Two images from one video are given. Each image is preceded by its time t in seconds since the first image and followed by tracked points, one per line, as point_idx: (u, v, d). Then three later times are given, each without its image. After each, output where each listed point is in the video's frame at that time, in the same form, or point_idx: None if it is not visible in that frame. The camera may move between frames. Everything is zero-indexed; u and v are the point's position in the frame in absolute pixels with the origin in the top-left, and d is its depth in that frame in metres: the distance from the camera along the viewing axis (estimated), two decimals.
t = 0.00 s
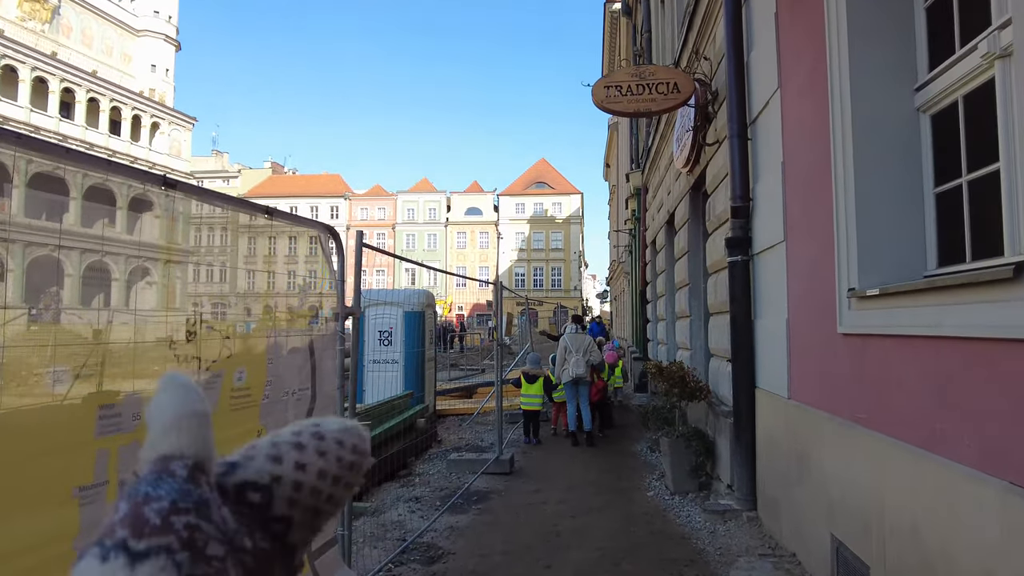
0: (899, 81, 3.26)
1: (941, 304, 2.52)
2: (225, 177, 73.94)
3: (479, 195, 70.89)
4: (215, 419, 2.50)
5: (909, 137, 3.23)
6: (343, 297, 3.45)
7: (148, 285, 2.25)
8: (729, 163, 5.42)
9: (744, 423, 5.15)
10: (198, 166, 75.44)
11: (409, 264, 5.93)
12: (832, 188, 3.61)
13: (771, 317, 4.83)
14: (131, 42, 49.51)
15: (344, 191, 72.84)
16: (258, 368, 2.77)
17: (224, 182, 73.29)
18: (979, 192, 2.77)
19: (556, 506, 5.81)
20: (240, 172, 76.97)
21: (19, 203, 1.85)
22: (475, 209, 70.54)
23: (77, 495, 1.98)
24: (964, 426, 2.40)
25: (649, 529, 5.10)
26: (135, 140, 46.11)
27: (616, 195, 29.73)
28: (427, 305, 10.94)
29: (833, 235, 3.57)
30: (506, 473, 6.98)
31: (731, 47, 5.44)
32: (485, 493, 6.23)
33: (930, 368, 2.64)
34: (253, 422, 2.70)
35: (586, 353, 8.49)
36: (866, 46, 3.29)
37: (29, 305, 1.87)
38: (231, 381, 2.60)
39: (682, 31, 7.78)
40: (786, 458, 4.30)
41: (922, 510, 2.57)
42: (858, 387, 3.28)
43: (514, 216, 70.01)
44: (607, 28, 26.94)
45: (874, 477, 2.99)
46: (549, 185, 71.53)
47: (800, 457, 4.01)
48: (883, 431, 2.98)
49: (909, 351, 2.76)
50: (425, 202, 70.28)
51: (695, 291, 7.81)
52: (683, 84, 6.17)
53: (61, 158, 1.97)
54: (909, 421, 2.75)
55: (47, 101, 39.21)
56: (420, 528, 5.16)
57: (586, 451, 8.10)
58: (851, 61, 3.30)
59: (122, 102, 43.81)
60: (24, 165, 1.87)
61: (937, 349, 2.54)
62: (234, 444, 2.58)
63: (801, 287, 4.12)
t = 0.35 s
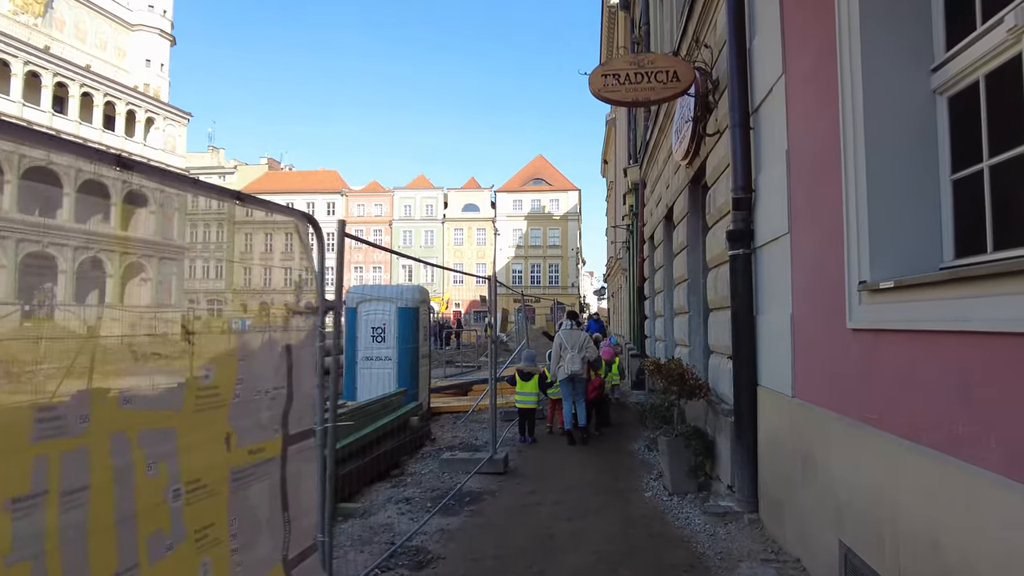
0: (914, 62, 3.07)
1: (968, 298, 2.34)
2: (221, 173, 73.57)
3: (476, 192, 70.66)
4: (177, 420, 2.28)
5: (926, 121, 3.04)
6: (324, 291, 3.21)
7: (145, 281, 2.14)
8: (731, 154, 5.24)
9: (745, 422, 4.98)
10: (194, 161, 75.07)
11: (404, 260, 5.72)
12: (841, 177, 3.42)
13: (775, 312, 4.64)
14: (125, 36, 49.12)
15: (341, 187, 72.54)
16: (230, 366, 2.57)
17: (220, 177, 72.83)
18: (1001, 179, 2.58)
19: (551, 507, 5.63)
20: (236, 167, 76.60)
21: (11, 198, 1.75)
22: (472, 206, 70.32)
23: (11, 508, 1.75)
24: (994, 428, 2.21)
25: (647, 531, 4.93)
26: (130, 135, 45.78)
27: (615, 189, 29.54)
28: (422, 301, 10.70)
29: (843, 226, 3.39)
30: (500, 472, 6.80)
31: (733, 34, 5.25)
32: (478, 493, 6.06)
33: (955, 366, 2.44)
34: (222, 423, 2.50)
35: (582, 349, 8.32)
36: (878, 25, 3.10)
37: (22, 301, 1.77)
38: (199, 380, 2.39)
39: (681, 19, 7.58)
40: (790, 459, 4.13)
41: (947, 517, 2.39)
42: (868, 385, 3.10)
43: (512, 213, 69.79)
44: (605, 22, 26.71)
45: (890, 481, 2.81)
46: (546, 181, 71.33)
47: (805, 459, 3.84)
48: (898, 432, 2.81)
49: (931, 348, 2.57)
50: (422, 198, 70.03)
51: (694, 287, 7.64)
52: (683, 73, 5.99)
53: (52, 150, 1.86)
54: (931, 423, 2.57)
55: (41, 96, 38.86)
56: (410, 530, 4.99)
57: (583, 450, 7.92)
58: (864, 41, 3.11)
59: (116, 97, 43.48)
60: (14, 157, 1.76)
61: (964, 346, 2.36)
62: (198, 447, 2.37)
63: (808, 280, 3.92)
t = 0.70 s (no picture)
0: (923, 37, 2.83)
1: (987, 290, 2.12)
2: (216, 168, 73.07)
3: (473, 186, 70.35)
4: (110, 430, 2.06)
5: (935, 98, 2.81)
6: (287, 286, 2.97)
7: (139, 277, 2.15)
8: (726, 141, 5.01)
9: (742, 421, 4.76)
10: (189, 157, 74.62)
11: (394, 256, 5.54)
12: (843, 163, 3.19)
13: (774, 306, 4.42)
14: (117, 30, 48.68)
15: (337, 182, 72.15)
16: (174, 369, 2.33)
17: (215, 172, 72.43)
18: (1021, 160, 2.36)
19: (541, 509, 5.42)
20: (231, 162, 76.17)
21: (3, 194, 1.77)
22: (469, 200, 70.08)
23: None
24: (1015, 435, 2.00)
25: (639, 536, 4.73)
26: (123, 130, 45.37)
27: (611, 183, 29.30)
28: (413, 296, 10.50)
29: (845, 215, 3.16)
30: (490, 473, 6.56)
31: (730, 15, 5.01)
32: (465, 495, 5.85)
33: (970, 365, 2.22)
34: (164, 432, 2.27)
35: (578, 345, 8.10)
36: None
37: (12, 296, 1.81)
38: (136, 385, 2.16)
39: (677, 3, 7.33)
40: (789, 461, 3.92)
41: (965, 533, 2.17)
42: (874, 386, 2.88)
43: (509, 207, 69.53)
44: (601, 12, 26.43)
45: (900, 489, 2.60)
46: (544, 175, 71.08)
47: (805, 462, 3.63)
48: (908, 437, 2.59)
49: (944, 346, 2.36)
50: (419, 192, 69.72)
51: (689, 280, 7.42)
52: (677, 57, 5.76)
53: (44, 147, 1.90)
54: (945, 428, 2.36)
55: (31, 90, 38.47)
56: (392, 536, 4.78)
57: (576, 448, 7.70)
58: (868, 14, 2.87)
59: (108, 91, 43.05)
60: (5, 155, 1.78)
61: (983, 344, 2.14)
62: (136, 459, 2.15)
63: (809, 273, 3.69)
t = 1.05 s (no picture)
0: (946, 12, 2.59)
1: None
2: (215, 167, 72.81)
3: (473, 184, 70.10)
4: (37, 449, 1.83)
5: (959, 79, 2.57)
6: (252, 287, 2.78)
7: (136, 276, 2.18)
8: (729, 132, 4.78)
9: (746, 426, 4.54)
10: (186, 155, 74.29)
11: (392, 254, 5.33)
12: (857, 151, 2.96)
13: (779, 306, 4.18)
14: (113, 27, 48.39)
15: (336, 180, 71.91)
16: (115, 380, 2.10)
17: (213, 171, 72.11)
18: None
19: (535, 518, 5.20)
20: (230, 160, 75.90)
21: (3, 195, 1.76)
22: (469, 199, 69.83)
23: None
24: None
25: (638, 547, 4.50)
26: (120, 128, 45.13)
27: (610, 181, 29.04)
28: (407, 296, 10.27)
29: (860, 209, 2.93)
30: (484, 479, 6.31)
31: None
32: (457, 502, 5.62)
33: (1005, 373, 1.99)
34: (107, 449, 2.04)
35: (578, 346, 7.84)
36: None
37: (10, 297, 1.81)
38: (68, 399, 1.93)
39: None
40: (796, 471, 3.68)
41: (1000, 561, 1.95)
42: (892, 393, 2.65)
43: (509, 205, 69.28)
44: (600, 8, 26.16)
45: (924, 508, 2.37)
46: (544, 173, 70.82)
47: (814, 472, 3.40)
48: (933, 452, 2.36)
49: (975, 351, 2.12)
50: (418, 190, 69.46)
51: (690, 278, 7.19)
52: (676, 46, 5.53)
53: (42, 147, 1.89)
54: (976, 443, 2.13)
55: (27, 88, 38.23)
56: (378, 547, 4.55)
57: (573, 451, 7.46)
58: None
59: (104, 89, 42.81)
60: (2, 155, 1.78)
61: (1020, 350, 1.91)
62: (72, 481, 1.92)
63: (818, 271, 3.45)
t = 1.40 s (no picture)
0: None
1: None
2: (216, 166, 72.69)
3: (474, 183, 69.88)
4: None
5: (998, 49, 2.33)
6: (226, 280, 2.56)
7: (138, 275, 2.18)
8: (738, 119, 4.57)
9: (756, 429, 4.32)
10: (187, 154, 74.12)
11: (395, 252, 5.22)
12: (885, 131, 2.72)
13: (794, 303, 3.96)
14: (113, 26, 48.23)
15: (337, 180, 71.75)
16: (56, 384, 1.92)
17: (214, 170, 71.94)
18: None
19: (535, 524, 4.99)
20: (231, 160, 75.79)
21: None
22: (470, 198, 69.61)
23: None
24: None
25: (642, 555, 4.30)
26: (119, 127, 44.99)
27: (612, 177, 28.81)
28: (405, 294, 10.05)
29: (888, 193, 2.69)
30: (483, 483, 6.08)
31: None
32: (453, 507, 5.42)
33: None
34: (48, 460, 1.87)
35: (580, 344, 7.62)
36: None
37: (10, 296, 1.81)
38: None
39: None
40: (813, 477, 3.47)
41: None
42: (922, 396, 2.44)
43: (510, 205, 69.06)
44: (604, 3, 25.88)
45: (959, 523, 2.15)
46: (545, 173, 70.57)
47: (834, 480, 3.18)
48: (969, 462, 2.14)
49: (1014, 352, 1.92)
50: (419, 190, 69.25)
51: (696, 275, 6.97)
52: (682, 32, 5.31)
53: (39, 144, 1.91)
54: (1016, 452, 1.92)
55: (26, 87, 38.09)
56: (370, 556, 4.34)
57: (575, 454, 7.24)
58: None
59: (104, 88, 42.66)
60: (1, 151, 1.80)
61: None
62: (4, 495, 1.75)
63: (838, 264, 3.23)
